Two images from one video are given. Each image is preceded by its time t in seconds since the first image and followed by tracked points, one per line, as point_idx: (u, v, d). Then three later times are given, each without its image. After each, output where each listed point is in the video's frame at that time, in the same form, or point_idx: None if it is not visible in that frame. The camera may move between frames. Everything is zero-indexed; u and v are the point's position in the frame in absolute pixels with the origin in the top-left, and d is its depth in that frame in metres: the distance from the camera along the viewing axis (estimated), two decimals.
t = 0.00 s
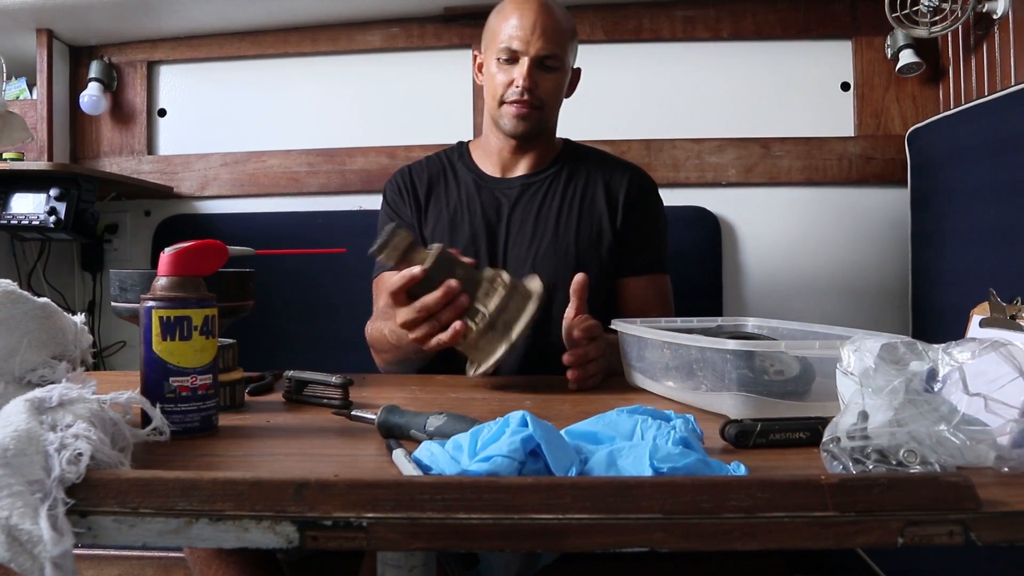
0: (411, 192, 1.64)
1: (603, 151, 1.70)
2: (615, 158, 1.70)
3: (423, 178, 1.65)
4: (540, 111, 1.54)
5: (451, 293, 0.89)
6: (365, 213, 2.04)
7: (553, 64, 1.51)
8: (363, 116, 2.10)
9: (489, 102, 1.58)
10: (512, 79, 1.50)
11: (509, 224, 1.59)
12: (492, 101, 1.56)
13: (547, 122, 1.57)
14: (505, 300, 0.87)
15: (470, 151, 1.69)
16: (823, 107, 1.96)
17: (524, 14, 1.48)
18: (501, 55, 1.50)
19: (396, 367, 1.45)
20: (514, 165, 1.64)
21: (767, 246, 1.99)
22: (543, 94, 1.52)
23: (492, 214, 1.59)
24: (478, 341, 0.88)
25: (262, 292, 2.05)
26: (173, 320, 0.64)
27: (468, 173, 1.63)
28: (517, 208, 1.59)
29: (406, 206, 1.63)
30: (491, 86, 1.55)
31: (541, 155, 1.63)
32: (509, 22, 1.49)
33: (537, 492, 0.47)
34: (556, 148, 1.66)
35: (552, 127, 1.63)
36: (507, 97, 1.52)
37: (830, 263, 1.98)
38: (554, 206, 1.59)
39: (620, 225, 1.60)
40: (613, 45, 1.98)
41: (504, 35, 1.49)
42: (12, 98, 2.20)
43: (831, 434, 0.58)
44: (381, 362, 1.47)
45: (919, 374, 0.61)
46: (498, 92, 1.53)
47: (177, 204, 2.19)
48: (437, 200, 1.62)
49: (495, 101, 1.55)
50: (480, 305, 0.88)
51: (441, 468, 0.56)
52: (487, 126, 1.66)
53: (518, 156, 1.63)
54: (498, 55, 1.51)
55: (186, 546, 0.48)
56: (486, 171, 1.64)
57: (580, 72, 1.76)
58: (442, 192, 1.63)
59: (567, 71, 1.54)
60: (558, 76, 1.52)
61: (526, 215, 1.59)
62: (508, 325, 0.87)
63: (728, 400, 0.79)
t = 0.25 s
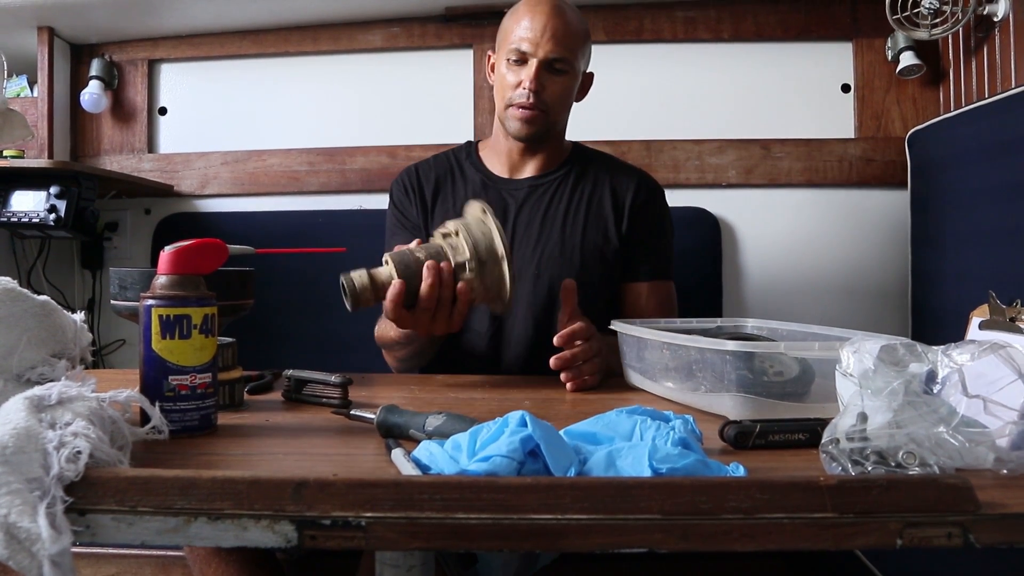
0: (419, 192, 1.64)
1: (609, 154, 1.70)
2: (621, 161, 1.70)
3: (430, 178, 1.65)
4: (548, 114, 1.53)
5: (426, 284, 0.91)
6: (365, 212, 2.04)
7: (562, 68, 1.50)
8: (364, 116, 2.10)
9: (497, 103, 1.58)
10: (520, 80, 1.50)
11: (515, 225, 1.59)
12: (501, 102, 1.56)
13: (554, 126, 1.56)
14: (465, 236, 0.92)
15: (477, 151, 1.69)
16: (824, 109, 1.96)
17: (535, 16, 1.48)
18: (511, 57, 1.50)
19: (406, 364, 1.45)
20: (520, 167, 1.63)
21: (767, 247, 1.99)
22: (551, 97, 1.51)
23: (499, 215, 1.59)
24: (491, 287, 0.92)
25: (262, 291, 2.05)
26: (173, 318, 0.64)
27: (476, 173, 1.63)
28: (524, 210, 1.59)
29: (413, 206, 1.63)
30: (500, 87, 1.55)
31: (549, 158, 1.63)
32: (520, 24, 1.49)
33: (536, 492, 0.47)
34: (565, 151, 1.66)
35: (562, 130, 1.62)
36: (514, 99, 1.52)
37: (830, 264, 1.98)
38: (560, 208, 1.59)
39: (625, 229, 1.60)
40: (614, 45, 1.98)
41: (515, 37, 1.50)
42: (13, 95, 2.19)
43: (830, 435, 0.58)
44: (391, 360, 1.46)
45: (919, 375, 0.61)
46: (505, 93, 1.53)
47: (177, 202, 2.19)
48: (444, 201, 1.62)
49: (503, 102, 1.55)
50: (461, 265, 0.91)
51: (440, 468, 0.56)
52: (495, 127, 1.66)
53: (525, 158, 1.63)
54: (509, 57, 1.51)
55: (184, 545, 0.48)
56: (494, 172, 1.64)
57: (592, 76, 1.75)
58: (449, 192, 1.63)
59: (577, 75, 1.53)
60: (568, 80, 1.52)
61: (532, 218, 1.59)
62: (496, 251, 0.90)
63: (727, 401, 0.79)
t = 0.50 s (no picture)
0: (423, 192, 1.64)
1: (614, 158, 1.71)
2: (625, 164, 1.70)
3: (434, 177, 1.65)
4: (554, 114, 1.53)
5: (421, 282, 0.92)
6: (365, 211, 2.04)
7: (568, 68, 1.51)
8: (365, 114, 2.09)
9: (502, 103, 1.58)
10: (526, 80, 1.50)
11: (519, 225, 1.59)
12: (506, 103, 1.56)
13: (560, 125, 1.57)
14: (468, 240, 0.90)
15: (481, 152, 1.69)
16: (824, 111, 1.96)
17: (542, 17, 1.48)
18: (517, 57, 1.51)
19: (406, 362, 1.45)
20: (525, 166, 1.64)
21: (768, 248, 1.99)
22: (557, 97, 1.51)
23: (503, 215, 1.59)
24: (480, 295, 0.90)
25: (262, 289, 2.05)
26: (172, 316, 0.64)
27: (481, 173, 1.63)
28: (528, 210, 1.59)
29: (416, 205, 1.63)
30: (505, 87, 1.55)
31: (553, 157, 1.63)
32: (526, 24, 1.49)
33: (534, 493, 0.47)
34: (569, 152, 1.66)
35: (566, 131, 1.62)
36: (520, 99, 1.52)
37: (830, 266, 1.98)
38: (564, 209, 1.59)
39: (628, 230, 1.60)
40: (615, 46, 1.98)
41: (521, 37, 1.50)
42: (14, 92, 2.19)
43: (828, 436, 0.58)
44: (392, 358, 1.46)
45: (918, 378, 0.61)
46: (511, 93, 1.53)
47: (177, 200, 2.19)
48: (448, 200, 1.62)
49: (507, 102, 1.55)
50: (459, 264, 0.91)
51: (438, 468, 0.56)
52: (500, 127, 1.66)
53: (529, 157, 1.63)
54: (514, 58, 1.51)
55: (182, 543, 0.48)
56: (499, 172, 1.64)
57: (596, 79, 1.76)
58: (453, 192, 1.63)
59: (582, 76, 1.53)
60: (573, 80, 1.52)
61: (536, 218, 1.59)
62: (492, 257, 0.89)
63: (726, 403, 0.79)
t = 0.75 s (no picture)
0: (424, 192, 1.63)
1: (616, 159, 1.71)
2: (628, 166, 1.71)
3: (436, 177, 1.65)
4: (557, 110, 1.54)
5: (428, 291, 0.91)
6: (365, 210, 2.04)
7: (571, 64, 1.51)
8: (365, 113, 2.09)
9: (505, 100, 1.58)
10: (529, 76, 1.50)
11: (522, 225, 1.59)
12: (508, 100, 1.56)
13: (563, 122, 1.57)
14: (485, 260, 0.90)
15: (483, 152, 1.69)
16: (825, 113, 1.97)
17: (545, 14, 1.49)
18: (519, 53, 1.51)
19: (406, 364, 1.45)
20: (529, 165, 1.64)
21: (767, 250, 1.99)
22: (560, 93, 1.52)
23: (506, 215, 1.59)
24: (489, 317, 0.92)
25: (261, 288, 2.05)
26: (172, 314, 0.64)
27: (483, 173, 1.63)
28: (531, 209, 1.59)
29: (418, 205, 1.63)
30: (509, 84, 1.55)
31: (556, 155, 1.63)
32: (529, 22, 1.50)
33: (533, 493, 0.47)
34: (570, 152, 1.67)
35: (568, 130, 1.63)
36: (523, 96, 1.53)
37: (829, 268, 1.98)
38: (567, 209, 1.59)
39: (630, 230, 1.60)
40: (616, 46, 1.98)
41: (524, 34, 1.50)
42: (14, 88, 2.19)
43: (827, 439, 0.58)
44: (393, 358, 1.46)
45: (918, 381, 0.61)
46: (514, 90, 1.54)
47: (177, 197, 2.18)
48: (450, 200, 1.62)
49: (510, 100, 1.55)
50: (471, 281, 0.91)
51: (437, 467, 0.56)
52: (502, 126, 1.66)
53: (532, 155, 1.63)
54: (517, 55, 1.51)
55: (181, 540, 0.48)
56: (501, 172, 1.64)
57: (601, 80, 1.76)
58: (455, 192, 1.63)
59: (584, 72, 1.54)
60: (576, 76, 1.53)
61: (539, 218, 1.59)
62: (506, 283, 0.89)
63: (726, 404, 0.79)
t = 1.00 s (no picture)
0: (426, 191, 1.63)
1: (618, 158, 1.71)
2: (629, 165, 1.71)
3: (438, 177, 1.65)
4: (558, 110, 1.54)
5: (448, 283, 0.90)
6: (364, 209, 2.04)
7: (572, 64, 1.51)
8: (365, 112, 2.09)
9: (507, 101, 1.58)
10: (531, 76, 1.51)
11: (524, 224, 1.59)
12: (510, 100, 1.56)
13: (564, 122, 1.57)
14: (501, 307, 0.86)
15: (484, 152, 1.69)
16: (824, 113, 1.97)
17: (546, 14, 1.49)
18: (521, 53, 1.51)
19: (400, 363, 1.46)
20: (530, 165, 1.64)
21: (767, 250, 1.99)
22: (562, 92, 1.52)
23: (507, 214, 1.59)
24: (462, 330, 0.89)
25: (261, 287, 2.05)
26: (172, 313, 0.64)
27: (484, 173, 1.64)
28: (532, 208, 1.59)
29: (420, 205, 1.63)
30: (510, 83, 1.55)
31: (557, 154, 1.63)
32: (530, 22, 1.50)
33: (533, 493, 0.47)
34: (572, 152, 1.67)
35: (569, 130, 1.63)
36: (525, 95, 1.53)
37: (829, 268, 1.98)
38: (569, 208, 1.59)
39: (631, 228, 1.60)
40: (616, 46, 1.99)
41: (525, 35, 1.51)
42: (13, 87, 2.19)
43: (827, 439, 0.58)
44: (387, 355, 1.47)
45: (917, 382, 0.61)
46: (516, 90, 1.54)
47: (176, 197, 2.18)
48: (452, 200, 1.62)
49: (512, 100, 1.55)
50: (477, 299, 0.88)
51: (437, 467, 0.56)
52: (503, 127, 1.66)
53: (533, 155, 1.63)
54: (519, 55, 1.51)
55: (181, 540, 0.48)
56: (502, 171, 1.64)
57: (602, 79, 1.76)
58: (457, 192, 1.63)
59: (586, 72, 1.54)
60: (577, 76, 1.53)
61: (541, 217, 1.59)
62: (494, 329, 0.86)
63: (725, 404, 0.79)
